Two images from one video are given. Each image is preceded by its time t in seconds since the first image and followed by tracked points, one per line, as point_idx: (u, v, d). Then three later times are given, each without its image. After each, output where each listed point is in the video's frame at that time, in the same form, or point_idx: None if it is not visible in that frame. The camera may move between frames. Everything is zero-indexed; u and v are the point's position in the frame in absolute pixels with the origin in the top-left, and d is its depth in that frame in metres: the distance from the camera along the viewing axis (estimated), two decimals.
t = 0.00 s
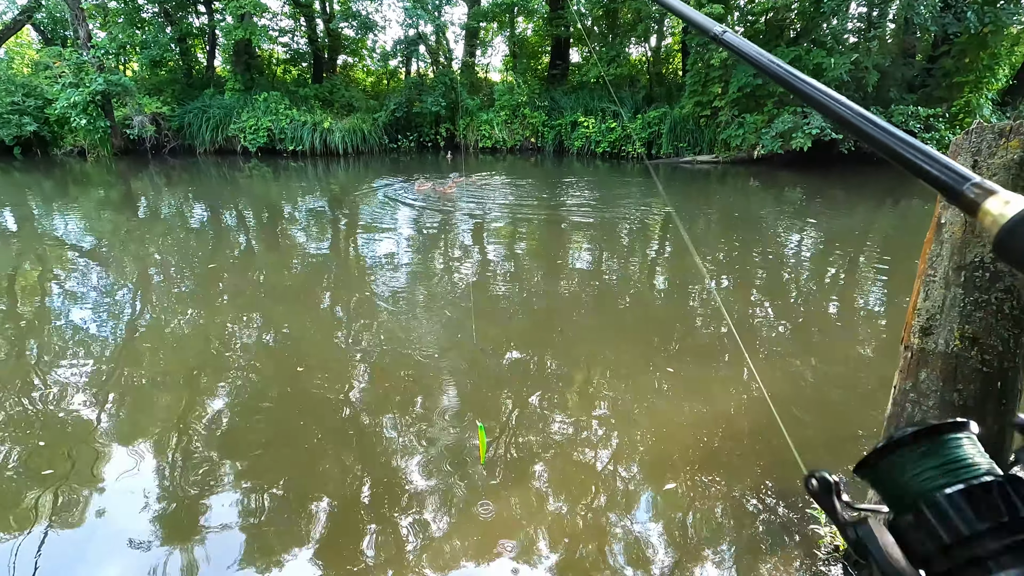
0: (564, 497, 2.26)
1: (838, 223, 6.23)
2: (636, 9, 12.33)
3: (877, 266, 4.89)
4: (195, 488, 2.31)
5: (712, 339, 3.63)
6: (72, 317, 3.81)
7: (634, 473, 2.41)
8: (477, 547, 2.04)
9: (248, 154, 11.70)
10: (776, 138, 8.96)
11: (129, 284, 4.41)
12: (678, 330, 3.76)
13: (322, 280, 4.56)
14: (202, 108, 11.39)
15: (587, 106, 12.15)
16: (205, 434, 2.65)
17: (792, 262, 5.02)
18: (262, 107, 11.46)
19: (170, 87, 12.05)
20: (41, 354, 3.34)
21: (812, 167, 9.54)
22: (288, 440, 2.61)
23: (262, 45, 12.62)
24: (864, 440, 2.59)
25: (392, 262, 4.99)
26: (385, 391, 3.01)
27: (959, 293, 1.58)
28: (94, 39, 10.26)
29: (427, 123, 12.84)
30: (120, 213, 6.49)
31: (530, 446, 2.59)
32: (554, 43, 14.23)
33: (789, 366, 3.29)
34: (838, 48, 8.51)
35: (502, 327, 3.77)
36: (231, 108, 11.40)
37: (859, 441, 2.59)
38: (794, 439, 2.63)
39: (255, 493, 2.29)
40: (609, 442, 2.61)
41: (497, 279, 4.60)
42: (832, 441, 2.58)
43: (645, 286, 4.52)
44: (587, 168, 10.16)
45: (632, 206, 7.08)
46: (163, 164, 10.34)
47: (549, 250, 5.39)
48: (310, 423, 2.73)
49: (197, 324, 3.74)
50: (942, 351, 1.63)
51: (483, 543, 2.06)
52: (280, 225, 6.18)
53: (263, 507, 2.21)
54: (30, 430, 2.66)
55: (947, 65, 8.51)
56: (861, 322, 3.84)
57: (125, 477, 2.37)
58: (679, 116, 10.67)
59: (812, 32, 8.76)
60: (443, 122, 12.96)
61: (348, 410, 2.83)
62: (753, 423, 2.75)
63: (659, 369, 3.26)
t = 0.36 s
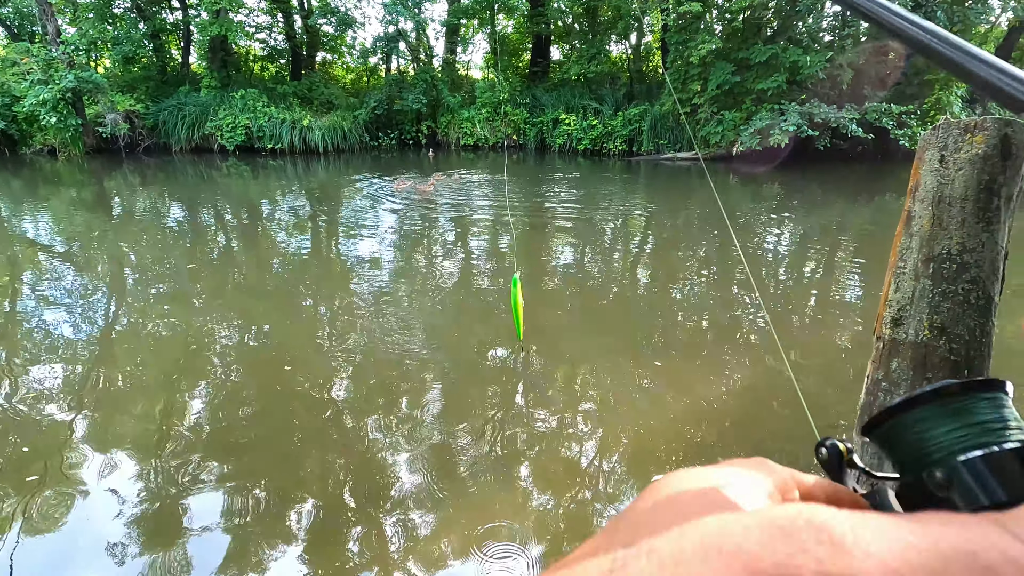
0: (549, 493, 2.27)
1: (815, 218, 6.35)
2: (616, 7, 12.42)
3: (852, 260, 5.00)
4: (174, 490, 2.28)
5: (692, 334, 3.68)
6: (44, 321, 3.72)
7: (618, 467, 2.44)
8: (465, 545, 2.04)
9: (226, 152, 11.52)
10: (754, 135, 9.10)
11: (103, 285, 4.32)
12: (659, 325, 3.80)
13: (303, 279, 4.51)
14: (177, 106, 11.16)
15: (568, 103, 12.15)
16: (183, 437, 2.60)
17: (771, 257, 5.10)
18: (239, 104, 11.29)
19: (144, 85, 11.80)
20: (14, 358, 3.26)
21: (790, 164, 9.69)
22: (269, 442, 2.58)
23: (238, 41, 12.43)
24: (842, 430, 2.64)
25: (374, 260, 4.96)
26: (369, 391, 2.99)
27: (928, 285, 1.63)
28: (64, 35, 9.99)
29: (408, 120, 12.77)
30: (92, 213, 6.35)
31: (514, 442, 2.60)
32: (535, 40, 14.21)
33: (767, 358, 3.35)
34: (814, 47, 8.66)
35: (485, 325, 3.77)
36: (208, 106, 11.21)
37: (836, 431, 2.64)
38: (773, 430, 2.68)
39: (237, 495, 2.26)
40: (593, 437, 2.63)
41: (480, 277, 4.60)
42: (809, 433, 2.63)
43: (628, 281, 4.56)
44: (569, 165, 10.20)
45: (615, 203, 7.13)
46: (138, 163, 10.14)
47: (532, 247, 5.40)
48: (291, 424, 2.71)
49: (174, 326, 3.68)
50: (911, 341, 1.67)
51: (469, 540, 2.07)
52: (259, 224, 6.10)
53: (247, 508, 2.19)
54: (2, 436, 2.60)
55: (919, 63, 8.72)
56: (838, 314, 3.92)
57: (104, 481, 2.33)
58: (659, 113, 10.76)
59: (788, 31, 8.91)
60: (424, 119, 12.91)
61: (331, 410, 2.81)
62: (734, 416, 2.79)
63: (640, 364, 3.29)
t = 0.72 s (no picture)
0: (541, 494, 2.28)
1: (802, 219, 6.42)
2: (605, 10, 12.48)
3: (839, 260, 5.07)
4: (164, 496, 2.26)
5: (682, 334, 3.70)
6: (29, 326, 3.67)
7: (609, 468, 2.44)
8: (456, 549, 2.03)
9: (213, 155, 11.42)
10: (742, 137, 9.18)
11: (90, 289, 4.27)
12: (650, 325, 3.83)
13: (293, 282, 4.49)
14: (164, 108, 11.06)
15: (558, 105, 12.18)
16: (172, 442, 2.58)
17: (759, 257, 5.15)
18: (227, 106, 11.22)
19: (130, 87, 11.69)
20: None
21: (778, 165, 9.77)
22: (258, 446, 2.57)
23: (226, 43, 12.34)
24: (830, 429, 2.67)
25: (364, 263, 4.94)
26: (360, 394, 2.99)
27: (910, 284, 1.65)
28: (48, 36, 9.87)
29: (397, 122, 12.73)
30: (78, 217, 6.28)
31: (506, 444, 2.60)
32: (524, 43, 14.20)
33: (756, 358, 3.38)
34: (800, 50, 8.76)
35: (476, 327, 3.77)
36: (195, 108, 11.12)
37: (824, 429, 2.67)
38: (762, 429, 2.70)
39: (227, 501, 2.24)
40: (585, 438, 2.64)
41: (471, 279, 4.60)
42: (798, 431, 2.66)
43: (618, 283, 4.58)
44: (559, 167, 10.24)
45: (604, 205, 7.16)
46: (124, 165, 10.03)
47: (522, 250, 5.40)
48: (281, 428, 2.69)
49: (162, 330, 3.65)
50: (895, 340, 1.68)
51: (461, 544, 2.06)
52: (247, 227, 6.06)
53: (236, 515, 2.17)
54: None
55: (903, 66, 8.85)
56: (825, 314, 3.97)
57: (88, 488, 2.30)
58: (648, 115, 10.82)
59: (774, 34, 9.01)
60: (414, 121, 12.89)
61: (322, 414, 2.80)
62: (722, 415, 2.82)
63: (631, 365, 3.31)
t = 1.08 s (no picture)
0: (549, 494, 2.28)
1: (815, 220, 6.36)
2: (616, 9, 12.44)
3: (852, 262, 5.01)
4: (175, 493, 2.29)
5: (693, 336, 3.68)
6: (46, 322, 3.73)
7: (618, 470, 2.44)
8: (464, 549, 2.04)
9: (226, 155, 11.53)
10: (754, 138, 9.11)
11: (104, 287, 4.33)
12: (660, 326, 3.81)
13: (304, 281, 4.52)
14: (178, 108, 11.18)
15: (568, 105, 12.16)
16: (185, 438, 2.61)
17: (771, 259, 5.11)
18: (240, 106, 11.31)
19: (145, 87, 11.83)
20: (15, 360, 3.27)
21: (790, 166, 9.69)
22: (270, 443, 2.59)
23: (239, 44, 12.45)
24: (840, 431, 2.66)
25: (374, 262, 4.96)
26: (369, 392, 3.00)
27: (924, 287, 1.63)
28: (65, 37, 10.00)
29: (408, 122, 12.77)
30: (93, 215, 6.37)
31: (515, 444, 2.60)
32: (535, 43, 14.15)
33: (767, 360, 3.35)
34: (814, 49, 8.68)
35: (485, 327, 3.78)
36: (208, 108, 11.23)
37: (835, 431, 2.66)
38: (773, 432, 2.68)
39: (237, 498, 2.26)
40: (593, 440, 2.63)
41: (481, 279, 4.61)
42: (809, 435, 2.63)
43: (628, 283, 4.57)
44: (569, 167, 10.22)
45: (614, 205, 7.14)
46: (138, 165, 10.16)
47: (533, 249, 5.40)
48: (292, 426, 2.71)
49: (175, 328, 3.69)
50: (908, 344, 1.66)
51: (470, 545, 2.06)
52: (259, 226, 6.11)
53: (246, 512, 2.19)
54: (4, 438, 2.61)
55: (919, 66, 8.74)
56: (838, 316, 3.93)
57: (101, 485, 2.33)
58: (659, 115, 10.76)
59: (788, 33, 8.93)
60: (424, 121, 12.92)
61: (332, 412, 2.82)
62: (732, 417, 2.81)
63: (640, 366, 3.30)
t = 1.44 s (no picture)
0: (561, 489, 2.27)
1: (835, 216, 6.26)
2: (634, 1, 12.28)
3: (873, 259, 4.93)
4: (197, 477, 2.35)
5: (708, 332, 3.65)
6: (69, 311, 3.82)
7: (629, 465, 2.43)
8: (475, 541, 2.05)
9: (245, 148, 11.65)
10: (774, 132, 8.97)
11: (125, 277, 4.41)
12: (674, 322, 3.79)
13: (320, 273, 4.56)
14: (198, 101, 11.31)
15: (585, 99, 12.08)
16: (204, 425, 2.67)
17: (789, 255, 5.04)
18: (258, 100, 11.41)
19: (166, 81, 11.99)
20: (39, 347, 3.35)
21: (810, 161, 9.53)
22: (287, 431, 2.64)
23: (258, 37, 12.54)
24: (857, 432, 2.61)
25: (389, 255, 4.99)
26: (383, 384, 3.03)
27: (948, 287, 1.58)
28: (88, 31, 10.15)
29: (424, 116, 12.76)
30: (115, 207, 6.48)
31: (526, 439, 2.59)
32: (552, 35, 14.04)
33: (783, 357, 3.32)
34: (837, 41, 8.50)
35: (497, 321, 3.77)
36: (227, 101, 11.34)
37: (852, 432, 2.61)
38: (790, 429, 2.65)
39: (254, 485, 2.31)
40: (605, 435, 2.62)
41: (495, 272, 4.61)
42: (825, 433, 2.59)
43: (642, 278, 4.54)
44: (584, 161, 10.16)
45: (629, 200, 7.10)
46: (159, 157, 10.31)
47: (547, 244, 5.38)
48: (309, 416, 2.74)
49: (194, 318, 3.75)
50: (930, 345, 1.60)
51: (481, 535, 2.08)
52: (276, 218, 6.17)
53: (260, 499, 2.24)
54: (29, 423, 2.68)
55: (946, 58, 8.52)
56: (857, 313, 3.87)
57: (124, 470, 2.38)
58: (677, 109, 10.63)
59: (811, 24, 8.75)
60: (440, 115, 12.92)
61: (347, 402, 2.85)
62: (747, 415, 2.77)
63: (653, 362, 3.28)
